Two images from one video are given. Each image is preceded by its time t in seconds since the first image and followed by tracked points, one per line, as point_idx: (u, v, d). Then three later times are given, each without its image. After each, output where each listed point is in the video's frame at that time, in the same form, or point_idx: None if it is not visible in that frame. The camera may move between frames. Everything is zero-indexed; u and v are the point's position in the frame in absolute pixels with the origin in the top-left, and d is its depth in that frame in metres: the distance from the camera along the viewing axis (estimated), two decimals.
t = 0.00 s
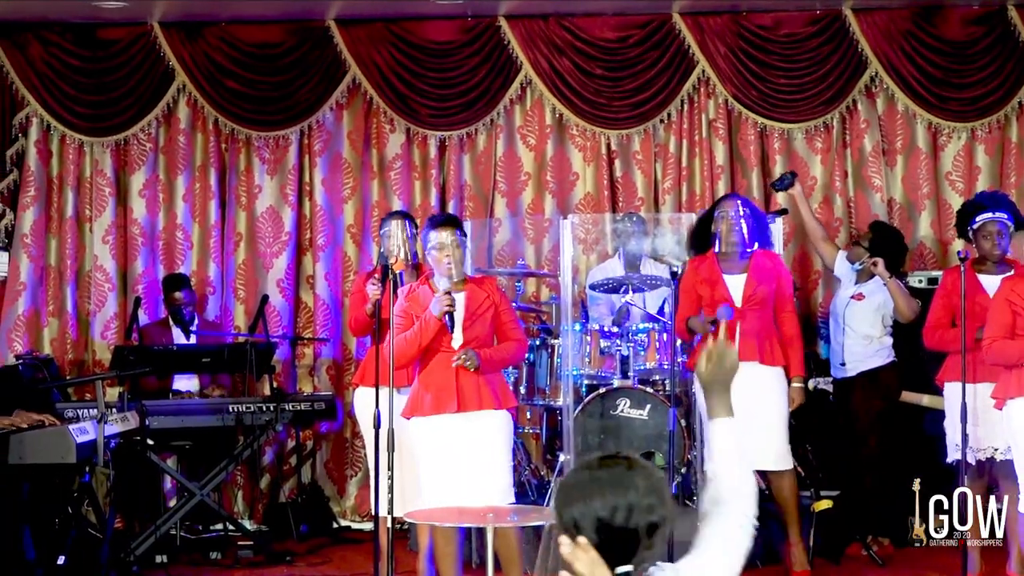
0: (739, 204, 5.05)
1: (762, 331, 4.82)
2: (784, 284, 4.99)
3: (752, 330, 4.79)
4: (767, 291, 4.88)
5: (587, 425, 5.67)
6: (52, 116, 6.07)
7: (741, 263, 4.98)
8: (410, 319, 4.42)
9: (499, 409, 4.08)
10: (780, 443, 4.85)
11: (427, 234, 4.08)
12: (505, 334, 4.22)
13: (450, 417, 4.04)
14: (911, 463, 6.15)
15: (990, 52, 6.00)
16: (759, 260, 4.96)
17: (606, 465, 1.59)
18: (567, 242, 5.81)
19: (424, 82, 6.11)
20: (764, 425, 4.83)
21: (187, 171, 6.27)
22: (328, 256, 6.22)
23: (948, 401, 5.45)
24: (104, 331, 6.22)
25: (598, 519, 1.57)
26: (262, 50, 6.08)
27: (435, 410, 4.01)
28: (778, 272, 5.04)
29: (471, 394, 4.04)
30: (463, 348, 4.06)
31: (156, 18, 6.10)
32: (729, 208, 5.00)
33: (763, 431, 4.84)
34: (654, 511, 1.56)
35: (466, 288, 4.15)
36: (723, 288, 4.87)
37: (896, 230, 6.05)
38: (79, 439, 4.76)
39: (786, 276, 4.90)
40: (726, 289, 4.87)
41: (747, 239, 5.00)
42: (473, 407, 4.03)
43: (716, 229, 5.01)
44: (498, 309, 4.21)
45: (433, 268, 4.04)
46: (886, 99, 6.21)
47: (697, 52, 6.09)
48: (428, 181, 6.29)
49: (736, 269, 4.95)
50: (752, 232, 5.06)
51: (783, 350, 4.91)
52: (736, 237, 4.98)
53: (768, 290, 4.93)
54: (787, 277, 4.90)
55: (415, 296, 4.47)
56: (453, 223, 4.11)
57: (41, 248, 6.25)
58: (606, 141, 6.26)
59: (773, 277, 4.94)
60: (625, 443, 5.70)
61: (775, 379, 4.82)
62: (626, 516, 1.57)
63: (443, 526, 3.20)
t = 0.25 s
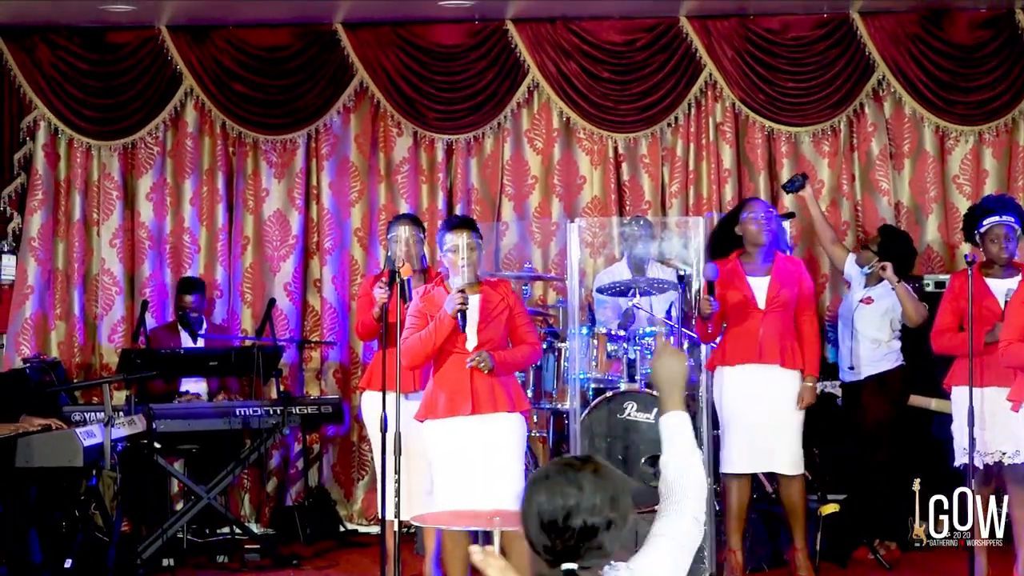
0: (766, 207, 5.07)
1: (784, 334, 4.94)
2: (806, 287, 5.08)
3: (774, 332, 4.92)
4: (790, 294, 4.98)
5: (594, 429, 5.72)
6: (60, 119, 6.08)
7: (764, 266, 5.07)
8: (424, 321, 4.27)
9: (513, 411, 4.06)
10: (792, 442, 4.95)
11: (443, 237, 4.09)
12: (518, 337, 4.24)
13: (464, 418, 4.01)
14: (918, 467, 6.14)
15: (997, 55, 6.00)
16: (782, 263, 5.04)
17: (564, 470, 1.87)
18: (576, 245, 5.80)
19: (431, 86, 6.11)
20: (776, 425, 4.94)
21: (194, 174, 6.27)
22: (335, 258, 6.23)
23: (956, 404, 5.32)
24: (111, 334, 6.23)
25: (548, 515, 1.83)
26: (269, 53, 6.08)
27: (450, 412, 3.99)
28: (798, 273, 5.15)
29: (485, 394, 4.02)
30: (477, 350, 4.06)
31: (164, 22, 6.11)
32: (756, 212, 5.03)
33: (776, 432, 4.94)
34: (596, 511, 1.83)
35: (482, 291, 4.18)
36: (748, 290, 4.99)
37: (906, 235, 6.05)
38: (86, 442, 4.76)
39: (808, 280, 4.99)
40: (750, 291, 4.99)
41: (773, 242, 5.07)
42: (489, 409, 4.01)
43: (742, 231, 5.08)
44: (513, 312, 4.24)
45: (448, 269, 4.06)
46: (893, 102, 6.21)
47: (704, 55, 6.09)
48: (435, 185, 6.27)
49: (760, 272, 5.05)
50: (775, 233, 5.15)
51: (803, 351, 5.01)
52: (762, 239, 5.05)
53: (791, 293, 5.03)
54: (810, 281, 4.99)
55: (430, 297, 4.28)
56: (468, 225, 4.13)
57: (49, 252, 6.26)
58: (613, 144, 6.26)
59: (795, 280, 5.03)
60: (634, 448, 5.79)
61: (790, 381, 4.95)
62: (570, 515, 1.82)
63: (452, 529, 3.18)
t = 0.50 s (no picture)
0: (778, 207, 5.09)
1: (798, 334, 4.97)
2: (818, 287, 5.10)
3: (788, 332, 4.95)
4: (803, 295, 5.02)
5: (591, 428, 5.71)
6: (57, 119, 6.07)
7: (776, 266, 5.10)
8: (432, 319, 4.25)
9: (519, 410, 4.13)
10: (800, 441, 4.97)
11: (452, 234, 4.18)
12: (527, 336, 4.26)
13: (472, 417, 4.09)
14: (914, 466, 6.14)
15: (994, 56, 6.00)
16: (794, 264, 5.08)
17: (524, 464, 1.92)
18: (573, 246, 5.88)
19: (428, 85, 6.11)
20: (784, 424, 4.97)
21: (191, 173, 6.26)
22: (332, 258, 6.23)
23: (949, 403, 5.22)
24: (108, 334, 6.22)
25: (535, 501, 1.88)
26: (266, 53, 6.08)
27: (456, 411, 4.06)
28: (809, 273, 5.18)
29: (492, 393, 4.08)
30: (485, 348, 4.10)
31: (161, 21, 6.11)
32: (768, 212, 5.06)
33: (785, 432, 4.97)
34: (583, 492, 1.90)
35: (492, 289, 4.21)
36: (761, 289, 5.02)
37: (904, 235, 6.05)
38: (82, 442, 4.75)
39: (821, 280, 5.02)
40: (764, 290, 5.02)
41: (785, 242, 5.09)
42: (495, 408, 4.08)
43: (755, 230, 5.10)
44: (522, 311, 4.26)
45: (457, 268, 4.16)
46: (890, 102, 6.21)
47: (701, 55, 6.10)
48: (431, 184, 6.26)
49: (773, 272, 5.08)
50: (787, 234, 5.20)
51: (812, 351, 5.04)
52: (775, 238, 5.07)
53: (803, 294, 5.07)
54: (822, 282, 5.02)
55: (438, 295, 4.25)
56: (477, 224, 4.22)
57: (45, 251, 6.26)
58: (610, 144, 6.25)
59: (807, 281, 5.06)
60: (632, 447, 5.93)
61: (800, 381, 4.96)
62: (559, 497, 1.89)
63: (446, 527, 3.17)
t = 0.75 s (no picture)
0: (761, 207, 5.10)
1: (779, 334, 5.00)
2: (802, 289, 5.12)
3: (770, 332, 4.98)
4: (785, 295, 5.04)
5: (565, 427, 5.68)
6: (30, 118, 6.06)
7: (759, 267, 5.13)
8: (418, 317, 4.31)
9: (504, 410, 4.21)
10: (781, 442, 4.99)
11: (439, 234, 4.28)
12: (512, 336, 4.36)
13: (457, 416, 4.16)
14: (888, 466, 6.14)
15: (967, 56, 6.02)
16: (777, 265, 5.10)
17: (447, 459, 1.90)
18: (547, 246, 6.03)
19: (402, 85, 6.10)
20: (765, 423, 4.98)
21: (164, 173, 6.24)
22: (306, 257, 6.20)
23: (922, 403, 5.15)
24: (80, 334, 6.19)
25: (446, 495, 1.86)
26: (240, 52, 6.07)
27: (440, 410, 4.14)
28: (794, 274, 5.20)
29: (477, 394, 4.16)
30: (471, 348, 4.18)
31: (134, 20, 6.10)
32: (750, 211, 5.07)
33: (765, 431, 4.98)
34: (494, 494, 1.86)
35: (478, 290, 4.30)
36: (744, 290, 5.05)
37: (877, 235, 6.06)
38: (52, 441, 4.72)
39: (803, 281, 5.04)
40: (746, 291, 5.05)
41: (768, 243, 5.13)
42: (480, 408, 4.15)
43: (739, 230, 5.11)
44: (507, 311, 4.36)
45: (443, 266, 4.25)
46: (863, 102, 6.22)
47: (675, 56, 6.10)
48: (405, 184, 6.25)
49: (756, 273, 5.11)
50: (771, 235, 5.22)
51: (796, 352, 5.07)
52: (758, 239, 5.10)
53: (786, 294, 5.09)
54: (804, 282, 5.04)
55: (425, 294, 4.33)
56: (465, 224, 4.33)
57: (19, 251, 6.23)
58: (584, 144, 6.25)
59: (792, 281, 5.07)
60: (603, 447, 5.77)
61: (781, 382, 4.98)
62: (469, 496, 1.85)
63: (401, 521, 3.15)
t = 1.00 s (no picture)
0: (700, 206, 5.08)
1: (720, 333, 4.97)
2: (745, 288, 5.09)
3: (711, 331, 4.96)
4: (725, 294, 5.02)
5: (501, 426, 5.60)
6: None
7: (702, 265, 5.10)
8: (366, 316, 4.24)
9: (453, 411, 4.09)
10: (722, 440, 5.00)
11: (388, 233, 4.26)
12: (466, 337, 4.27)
13: (403, 417, 4.06)
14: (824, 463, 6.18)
15: (902, 56, 6.05)
16: (720, 263, 5.07)
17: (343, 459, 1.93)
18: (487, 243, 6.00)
19: (340, 83, 6.08)
20: (706, 420, 4.98)
21: (99, 172, 6.21)
22: (242, 257, 6.20)
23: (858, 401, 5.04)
24: (14, 333, 6.14)
25: (336, 497, 1.90)
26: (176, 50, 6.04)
27: (387, 410, 4.05)
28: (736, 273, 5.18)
29: (425, 393, 4.06)
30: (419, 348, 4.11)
31: (69, 18, 6.05)
32: (689, 210, 5.05)
33: (706, 429, 4.98)
34: (380, 495, 1.89)
35: (429, 289, 4.23)
36: (685, 288, 5.03)
37: (814, 232, 6.09)
38: None
39: (744, 279, 5.02)
40: (687, 289, 5.03)
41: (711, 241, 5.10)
42: (427, 408, 4.05)
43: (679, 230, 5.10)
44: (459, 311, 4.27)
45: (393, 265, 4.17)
46: (800, 102, 6.25)
47: (613, 54, 6.10)
48: (343, 182, 6.24)
49: (699, 271, 5.07)
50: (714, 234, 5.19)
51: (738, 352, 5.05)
52: (699, 238, 5.08)
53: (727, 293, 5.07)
54: (745, 280, 5.01)
55: (374, 294, 4.26)
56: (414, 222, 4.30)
57: None
58: (521, 142, 6.26)
59: (733, 280, 5.04)
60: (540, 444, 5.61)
61: (721, 381, 4.99)
62: (356, 498, 1.89)
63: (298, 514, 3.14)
